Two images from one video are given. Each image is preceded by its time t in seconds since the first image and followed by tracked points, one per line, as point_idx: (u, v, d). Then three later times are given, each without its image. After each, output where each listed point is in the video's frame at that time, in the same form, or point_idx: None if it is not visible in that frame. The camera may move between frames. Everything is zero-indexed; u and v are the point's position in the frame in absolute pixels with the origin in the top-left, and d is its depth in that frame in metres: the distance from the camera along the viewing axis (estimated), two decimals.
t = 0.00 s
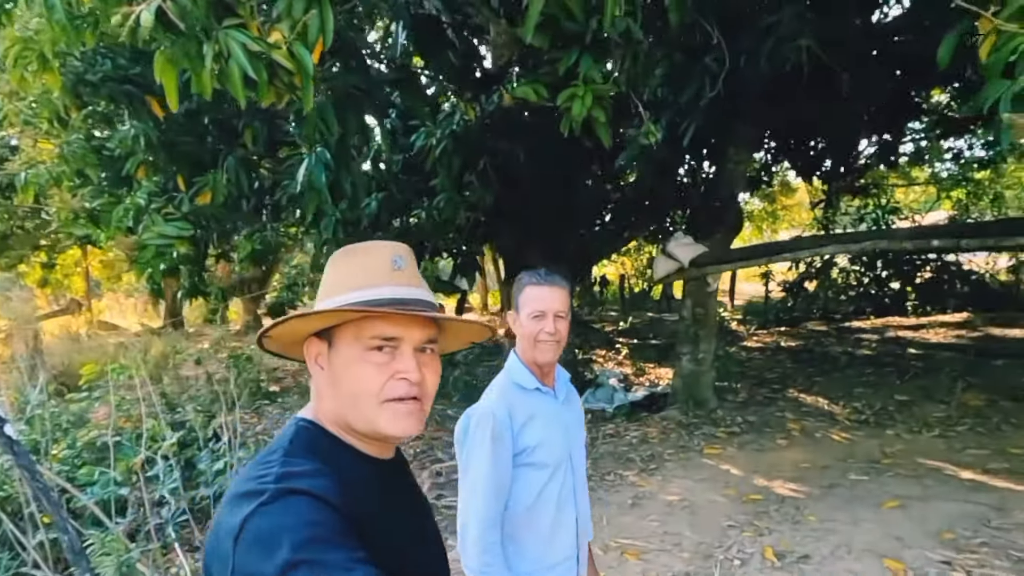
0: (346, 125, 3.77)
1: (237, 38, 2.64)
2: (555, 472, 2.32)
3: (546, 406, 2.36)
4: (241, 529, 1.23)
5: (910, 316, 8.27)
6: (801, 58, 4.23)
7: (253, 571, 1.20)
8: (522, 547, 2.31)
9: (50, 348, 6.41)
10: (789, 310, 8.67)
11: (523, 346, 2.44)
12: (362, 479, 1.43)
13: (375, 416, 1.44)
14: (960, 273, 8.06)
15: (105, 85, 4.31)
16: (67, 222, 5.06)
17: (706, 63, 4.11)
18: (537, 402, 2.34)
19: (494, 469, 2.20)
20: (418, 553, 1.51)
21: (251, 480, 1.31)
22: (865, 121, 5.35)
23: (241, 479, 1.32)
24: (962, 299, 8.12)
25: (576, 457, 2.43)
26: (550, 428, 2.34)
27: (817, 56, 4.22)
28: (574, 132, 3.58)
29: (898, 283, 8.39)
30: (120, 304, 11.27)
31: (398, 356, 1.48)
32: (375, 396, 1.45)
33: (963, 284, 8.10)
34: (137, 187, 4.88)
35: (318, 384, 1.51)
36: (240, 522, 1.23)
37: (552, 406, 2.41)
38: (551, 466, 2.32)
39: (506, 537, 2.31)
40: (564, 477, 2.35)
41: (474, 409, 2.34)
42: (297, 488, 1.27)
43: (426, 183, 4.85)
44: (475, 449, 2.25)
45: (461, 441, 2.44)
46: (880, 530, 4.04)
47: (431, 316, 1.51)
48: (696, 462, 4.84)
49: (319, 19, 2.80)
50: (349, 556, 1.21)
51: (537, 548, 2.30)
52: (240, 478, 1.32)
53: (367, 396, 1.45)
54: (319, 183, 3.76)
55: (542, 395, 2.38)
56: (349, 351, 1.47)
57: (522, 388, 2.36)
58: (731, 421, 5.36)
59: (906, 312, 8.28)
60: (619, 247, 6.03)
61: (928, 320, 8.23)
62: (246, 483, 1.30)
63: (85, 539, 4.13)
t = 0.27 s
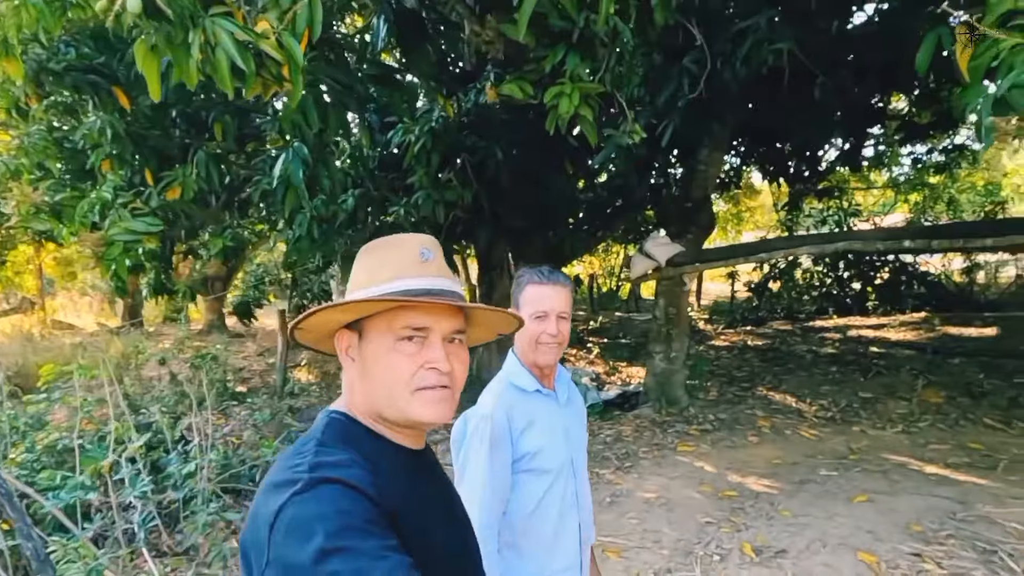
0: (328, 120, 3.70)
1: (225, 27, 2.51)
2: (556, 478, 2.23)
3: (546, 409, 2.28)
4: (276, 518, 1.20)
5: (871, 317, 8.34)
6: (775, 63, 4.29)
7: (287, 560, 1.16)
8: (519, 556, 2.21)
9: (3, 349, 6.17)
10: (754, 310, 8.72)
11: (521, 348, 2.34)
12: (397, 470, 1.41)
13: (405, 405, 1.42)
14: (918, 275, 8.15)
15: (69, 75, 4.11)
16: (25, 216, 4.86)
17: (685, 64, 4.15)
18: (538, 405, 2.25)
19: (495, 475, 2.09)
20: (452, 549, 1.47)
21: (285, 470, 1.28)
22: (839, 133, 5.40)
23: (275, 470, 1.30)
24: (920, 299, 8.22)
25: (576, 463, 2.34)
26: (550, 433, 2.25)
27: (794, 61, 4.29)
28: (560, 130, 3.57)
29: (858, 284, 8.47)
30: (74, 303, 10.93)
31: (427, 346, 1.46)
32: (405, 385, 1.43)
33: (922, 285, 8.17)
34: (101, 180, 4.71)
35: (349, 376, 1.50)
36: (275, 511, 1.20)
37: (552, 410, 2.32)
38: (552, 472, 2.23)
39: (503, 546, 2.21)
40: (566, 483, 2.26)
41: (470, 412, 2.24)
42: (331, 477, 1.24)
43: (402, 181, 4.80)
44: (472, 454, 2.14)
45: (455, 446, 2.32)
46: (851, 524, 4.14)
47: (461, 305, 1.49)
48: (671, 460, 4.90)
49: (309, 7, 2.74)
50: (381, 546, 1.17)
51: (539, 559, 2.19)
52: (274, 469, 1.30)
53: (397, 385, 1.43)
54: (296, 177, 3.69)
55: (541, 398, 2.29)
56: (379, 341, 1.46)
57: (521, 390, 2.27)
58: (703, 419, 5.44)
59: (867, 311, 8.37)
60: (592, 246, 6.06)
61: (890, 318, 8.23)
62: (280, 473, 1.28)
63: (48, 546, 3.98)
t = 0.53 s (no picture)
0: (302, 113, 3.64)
1: (200, 11, 2.31)
2: (544, 480, 2.11)
3: (533, 408, 2.14)
4: (278, 506, 1.24)
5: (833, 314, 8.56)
6: (747, 64, 4.33)
7: (289, 546, 1.21)
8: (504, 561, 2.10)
9: None
10: (719, 309, 8.82)
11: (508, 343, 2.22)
12: (396, 460, 1.43)
13: (420, 392, 1.44)
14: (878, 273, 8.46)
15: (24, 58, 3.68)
16: None
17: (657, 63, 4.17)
18: (525, 405, 2.12)
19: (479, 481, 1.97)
20: (458, 533, 1.49)
21: (287, 460, 1.33)
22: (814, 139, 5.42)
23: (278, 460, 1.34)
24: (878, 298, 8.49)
25: (564, 460, 2.23)
26: (539, 435, 2.12)
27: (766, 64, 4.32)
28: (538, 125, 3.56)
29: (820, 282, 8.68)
30: (27, 300, 10.61)
31: (442, 333, 1.48)
32: (421, 373, 1.44)
33: (881, 285, 8.47)
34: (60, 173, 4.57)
35: (358, 363, 1.49)
36: (277, 500, 1.24)
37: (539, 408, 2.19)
38: (540, 473, 2.11)
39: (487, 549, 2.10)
40: (553, 483, 2.15)
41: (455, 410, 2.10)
42: (330, 465, 1.28)
43: (373, 176, 4.74)
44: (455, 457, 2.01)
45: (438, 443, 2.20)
46: (819, 516, 4.22)
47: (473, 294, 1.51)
48: (642, 456, 4.94)
49: None
50: (379, 532, 1.21)
51: (523, 562, 2.10)
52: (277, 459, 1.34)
53: (412, 371, 1.44)
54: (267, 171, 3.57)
55: (530, 397, 2.15)
56: (394, 328, 1.45)
57: (508, 389, 2.14)
58: (672, 415, 5.50)
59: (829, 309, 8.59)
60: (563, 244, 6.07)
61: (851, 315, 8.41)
62: (282, 464, 1.32)
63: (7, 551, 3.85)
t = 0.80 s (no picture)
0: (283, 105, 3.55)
1: None
2: (545, 477, 2.07)
3: (534, 404, 2.11)
4: (300, 500, 1.23)
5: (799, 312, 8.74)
6: (724, 65, 4.36)
7: (311, 539, 1.20)
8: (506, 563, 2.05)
9: None
10: (689, 307, 8.83)
11: (506, 341, 2.23)
12: (416, 450, 1.41)
13: (468, 388, 1.46)
14: (842, 272, 8.65)
15: None
16: None
17: (637, 61, 4.18)
18: (526, 401, 2.08)
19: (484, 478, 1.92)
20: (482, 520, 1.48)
21: (307, 454, 1.32)
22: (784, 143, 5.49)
23: (298, 455, 1.33)
24: (843, 297, 8.69)
25: (563, 458, 2.19)
26: (538, 431, 2.08)
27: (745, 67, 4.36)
28: (525, 121, 3.54)
29: (786, 281, 8.84)
30: None
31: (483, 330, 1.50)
32: (471, 369, 1.46)
33: (845, 283, 8.67)
34: (23, 164, 4.41)
35: (402, 360, 1.44)
36: (299, 495, 1.24)
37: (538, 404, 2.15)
38: (541, 470, 2.07)
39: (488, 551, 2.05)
40: (555, 481, 2.11)
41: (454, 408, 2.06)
42: (350, 458, 1.27)
43: (350, 172, 4.68)
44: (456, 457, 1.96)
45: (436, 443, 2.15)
46: (793, 509, 4.29)
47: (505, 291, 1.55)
48: (619, 452, 4.97)
49: None
50: (401, 522, 1.20)
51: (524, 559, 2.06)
52: (297, 454, 1.34)
53: (464, 365, 1.45)
54: (244, 165, 3.44)
55: (530, 394, 2.12)
56: (446, 325, 1.44)
57: (508, 386, 2.11)
58: (647, 411, 5.54)
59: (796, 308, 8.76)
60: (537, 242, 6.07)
61: (816, 314, 8.60)
62: (300, 458, 1.32)
63: None
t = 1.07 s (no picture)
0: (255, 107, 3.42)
1: None
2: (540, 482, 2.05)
3: (529, 409, 2.08)
4: (297, 510, 1.20)
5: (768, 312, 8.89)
6: (701, 69, 4.37)
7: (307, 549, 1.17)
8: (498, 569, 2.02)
9: None
10: (660, 307, 8.95)
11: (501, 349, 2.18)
12: (415, 460, 1.38)
13: (447, 400, 1.38)
14: (809, 272, 8.81)
15: None
16: None
17: (614, 64, 4.17)
18: (521, 407, 2.05)
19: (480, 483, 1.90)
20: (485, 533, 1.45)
21: (304, 464, 1.29)
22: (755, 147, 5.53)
23: (296, 463, 1.30)
24: (811, 297, 8.84)
25: (558, 461, 2.17)
26: (533, 438, 2.05)
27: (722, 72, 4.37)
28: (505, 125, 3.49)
29: (756, 281, 8.99)
30: None
31: (466, 343, 1.43)
32: (448, 379, 1.39)
33: (813, 283, 8.79)
34: None
35: (381, 368, 1.43)
36: (296, 504, 1.20)
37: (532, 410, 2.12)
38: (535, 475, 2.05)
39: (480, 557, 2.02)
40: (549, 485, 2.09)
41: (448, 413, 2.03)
42: (349, 468, 1.24)
43: (324, 172, 4.61)
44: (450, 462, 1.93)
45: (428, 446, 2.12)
46: (767, 509, 4.26)
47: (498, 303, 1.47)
48: (594, 453, 4.97)
49: None
50: (399, 533, 1.16)
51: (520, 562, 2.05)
52: (296, 463, 1.30)
53: (439, 378, 1.38)
54: (216, 165, 3.30)
55: (524, 400, 2.09)
56: (421, 334, 1.40)
57: (502, 392, 2.08)
58: (622, 412, 5.57)
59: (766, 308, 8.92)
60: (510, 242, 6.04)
61: (785, 313, 8.75)
62: (297, 467, 1.29)
63: None
